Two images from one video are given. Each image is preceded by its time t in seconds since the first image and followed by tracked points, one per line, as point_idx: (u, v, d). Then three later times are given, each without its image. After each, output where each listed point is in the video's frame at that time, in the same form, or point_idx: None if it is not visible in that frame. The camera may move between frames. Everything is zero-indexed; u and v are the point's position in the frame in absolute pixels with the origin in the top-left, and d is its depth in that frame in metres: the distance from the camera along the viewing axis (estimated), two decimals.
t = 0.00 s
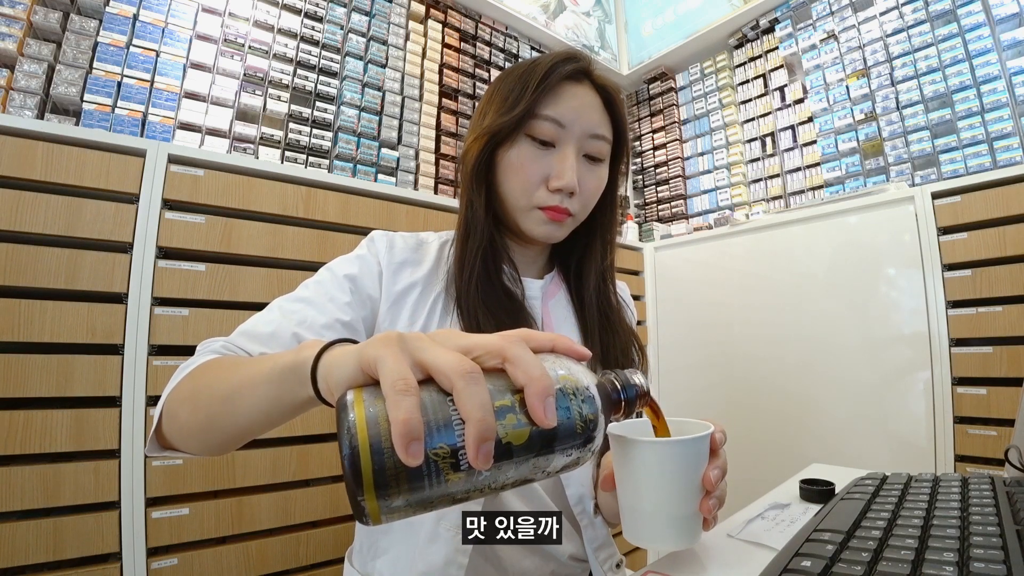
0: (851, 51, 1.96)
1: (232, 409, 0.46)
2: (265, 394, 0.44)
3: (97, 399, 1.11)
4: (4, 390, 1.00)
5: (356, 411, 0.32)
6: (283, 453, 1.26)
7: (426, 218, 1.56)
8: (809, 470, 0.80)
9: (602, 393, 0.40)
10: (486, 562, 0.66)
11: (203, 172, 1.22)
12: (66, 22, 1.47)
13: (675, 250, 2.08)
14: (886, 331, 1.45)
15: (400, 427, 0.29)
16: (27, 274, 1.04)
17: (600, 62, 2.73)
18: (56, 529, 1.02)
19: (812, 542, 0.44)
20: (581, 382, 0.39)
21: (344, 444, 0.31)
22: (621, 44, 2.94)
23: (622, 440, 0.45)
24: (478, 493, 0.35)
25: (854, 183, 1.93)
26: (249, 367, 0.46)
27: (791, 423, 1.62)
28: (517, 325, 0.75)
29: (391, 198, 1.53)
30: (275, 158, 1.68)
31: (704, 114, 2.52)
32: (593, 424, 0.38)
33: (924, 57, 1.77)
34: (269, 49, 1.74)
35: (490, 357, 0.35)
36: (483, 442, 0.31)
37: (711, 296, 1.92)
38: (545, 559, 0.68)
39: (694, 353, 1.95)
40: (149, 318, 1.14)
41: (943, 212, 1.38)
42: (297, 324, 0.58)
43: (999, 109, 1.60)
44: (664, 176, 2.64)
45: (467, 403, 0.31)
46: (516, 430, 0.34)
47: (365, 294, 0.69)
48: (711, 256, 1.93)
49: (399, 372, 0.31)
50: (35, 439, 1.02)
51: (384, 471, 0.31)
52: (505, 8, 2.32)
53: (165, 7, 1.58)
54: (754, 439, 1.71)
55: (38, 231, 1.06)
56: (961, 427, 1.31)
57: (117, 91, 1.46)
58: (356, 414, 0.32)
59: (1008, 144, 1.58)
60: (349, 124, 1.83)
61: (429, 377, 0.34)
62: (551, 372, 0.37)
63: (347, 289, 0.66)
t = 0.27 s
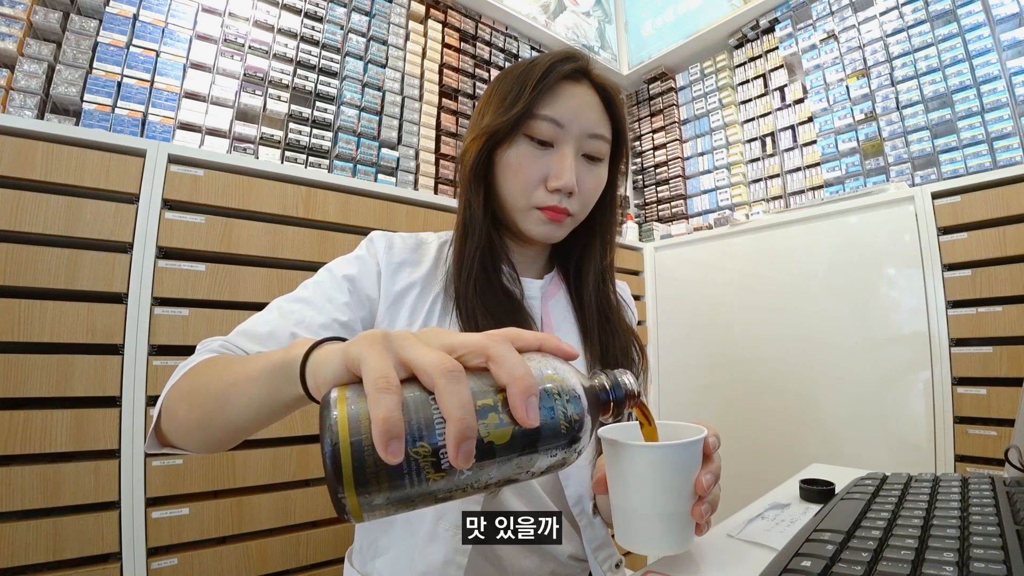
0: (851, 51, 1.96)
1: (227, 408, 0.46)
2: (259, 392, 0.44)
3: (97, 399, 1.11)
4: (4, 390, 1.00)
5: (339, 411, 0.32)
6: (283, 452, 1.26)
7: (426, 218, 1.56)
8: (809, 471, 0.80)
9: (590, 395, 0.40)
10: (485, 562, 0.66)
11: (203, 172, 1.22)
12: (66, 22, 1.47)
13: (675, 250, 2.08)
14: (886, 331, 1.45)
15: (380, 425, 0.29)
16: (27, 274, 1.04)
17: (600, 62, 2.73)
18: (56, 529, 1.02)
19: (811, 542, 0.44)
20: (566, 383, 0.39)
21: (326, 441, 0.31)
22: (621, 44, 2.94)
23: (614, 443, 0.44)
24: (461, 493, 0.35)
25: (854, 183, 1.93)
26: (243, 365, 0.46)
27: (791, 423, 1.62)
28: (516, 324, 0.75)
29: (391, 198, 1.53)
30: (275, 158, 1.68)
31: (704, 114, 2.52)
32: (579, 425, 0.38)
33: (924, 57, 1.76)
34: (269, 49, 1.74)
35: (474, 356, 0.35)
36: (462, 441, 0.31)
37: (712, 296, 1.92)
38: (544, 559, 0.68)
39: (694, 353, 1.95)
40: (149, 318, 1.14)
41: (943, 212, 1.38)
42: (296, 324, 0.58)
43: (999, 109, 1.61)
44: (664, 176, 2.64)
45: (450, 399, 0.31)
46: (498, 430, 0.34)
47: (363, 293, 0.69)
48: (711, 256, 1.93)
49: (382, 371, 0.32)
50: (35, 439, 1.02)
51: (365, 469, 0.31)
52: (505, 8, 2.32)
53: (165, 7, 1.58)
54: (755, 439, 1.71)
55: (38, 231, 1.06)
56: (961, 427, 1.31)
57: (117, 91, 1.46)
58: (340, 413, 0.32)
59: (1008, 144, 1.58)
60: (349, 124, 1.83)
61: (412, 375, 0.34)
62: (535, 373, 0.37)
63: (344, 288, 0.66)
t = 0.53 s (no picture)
0: (851, 51, 1.96)
1: (225, 405, 0.46)
2: (255, 391, 0.44)
3: (97, 399, 1.11)
4: (4, 390, 1.00)
5: (330, 410, 0.32)
6: (283, 452, 1.26)
7: (426, 218, 1.56)
8: (809, 471, 0.80)
9: (584, 396, 0.40)
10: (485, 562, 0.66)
11: (203, 172, 1.22)
12: (66, 22, 1.47)
13: (675, 250, 2.09)
14: (886, 331, 1.45)
15: (370, 423, 0.29)
16: (27, 274, 1.04)
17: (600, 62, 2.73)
18: (56, 529, 1.02)
19: (811, 542, 0.44)
20: (561, 383, 0.39)
21: (316, 440, 0.31)
22: (621, 44, 2.93)
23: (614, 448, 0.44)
24: (452, 494, 0.35)
25: (854, 183, 1.93)
26: (241, 363, 0.46)
27: (791, 423, 1.62)
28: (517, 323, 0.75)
29: (391, 198, 1.53)
30: (275, 158, 1.68)
31: (704, 114, 2.52)
32: (573, 426, 0.38)
33: (924, 57, 1.77)
34: (269, 49, 1.74)
35: (467, 356, 0.35)
36: (452, 440, 0.31)
37: (712, 296, 1.92)
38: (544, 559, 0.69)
39: (694, 353, 1.95)
40: (149, 318, 1.14)
41: (943, 212, 1.38)
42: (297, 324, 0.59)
43: (999, 109, 1.60)
44: (664, 176, 2.64)
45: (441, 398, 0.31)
46: (490, 430, 0.34)
47: (364, 294, 0.69)
48: (711, 256, 1.93)
49: (373, 370, 0.32)
50: (35, 439, 1.02)
51: (355, 468, 0.31)
52: (505, 8, 2.32)
53: (165, 7, 1.58)
54: (755, 439, 1.71)
55: (38, 231, 1.06)
56: (961, 427, 1.31)
57: (117, 91, 1.46)
58: (331, 412, 0.32)
59: (1008, 144, 1.58)
60: (349, 124, 1.83)
61: (404, 374, 0.34)
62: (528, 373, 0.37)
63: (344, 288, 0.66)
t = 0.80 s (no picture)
0: (851, 51, 1.96)
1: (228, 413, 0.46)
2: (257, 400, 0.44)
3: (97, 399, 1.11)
4: (4, 390, 1.00)
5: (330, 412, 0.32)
6: (283, 452, 1.26)
7: (426, 218, 1.56)
8: (810, 471, 0.79)
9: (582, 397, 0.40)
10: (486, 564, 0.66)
11: (203, 172, 1.22)
12: (66, 22, 1.47)
13: (675, 250, 2.09)
14: (886, 331, 1.45)
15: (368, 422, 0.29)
16: (27, 274, 1.04)
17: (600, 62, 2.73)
18: (56, 529, 1.02)
19: (811, 542, 0.45)
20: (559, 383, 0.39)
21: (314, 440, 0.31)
22: (621, 44, 2.93)
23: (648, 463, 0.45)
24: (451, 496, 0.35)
25: (854, 183, 1.93)
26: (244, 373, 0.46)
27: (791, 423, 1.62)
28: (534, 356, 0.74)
29: (391, 199, 1.53)
30: (275, 158, 1.68)
31: (704, 114, 2.52)
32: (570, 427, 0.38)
33: (924, 57, 1.76)
34: (269, 49, 1.74)
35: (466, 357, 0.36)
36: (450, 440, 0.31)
37: (711, 296, 1.92)
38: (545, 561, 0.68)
39: (694, 353, 1.95)
40: (149, 318, 1.14)
41: (943, 212, 1.38)
42: (369, 364, 0.52)
43: (999, 109, 1.60)
44: (664, 176, 2.64)
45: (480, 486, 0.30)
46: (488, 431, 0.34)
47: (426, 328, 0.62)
48: (711, 256, 1.93)
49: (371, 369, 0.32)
50: (35, 439, 1.02)
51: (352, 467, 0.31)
52: (505, 8, 2.32)
53: (165, 7, 1.58)
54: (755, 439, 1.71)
55: (37, 231, 1.05)
56: (961, 427, 1.31)
57: (117, 91, 1.46)
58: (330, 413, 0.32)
59: (1008, 144, 1.58)
60: (349, 124, 1.83)
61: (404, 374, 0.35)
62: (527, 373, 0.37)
63: (398, 321, 0.57)
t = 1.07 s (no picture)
0: (852, 51, 1.96)
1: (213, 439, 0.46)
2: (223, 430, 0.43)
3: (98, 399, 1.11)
4: (4, 390, 1.00)
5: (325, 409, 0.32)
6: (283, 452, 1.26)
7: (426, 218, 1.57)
8: (810, 471, 0.79)
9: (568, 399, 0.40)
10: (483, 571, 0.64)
11: (203, 172, 1.22)
12: (66, 22, 1.47)
13: (675, 250, 2.09)
14: (886, 331, 1.45)
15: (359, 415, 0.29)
16: (26, 274, 1.04)
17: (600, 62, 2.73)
18: (56, 529, 1.02)
19: (812, 542, 0.44)
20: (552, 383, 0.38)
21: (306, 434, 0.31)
22: (621, 44, 2.93)
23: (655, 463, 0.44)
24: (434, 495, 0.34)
25: (854, 183, 1.93)
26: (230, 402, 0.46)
27: (790, 422, 1.62)
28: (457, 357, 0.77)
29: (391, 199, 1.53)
30: (275, 158, 1.68)
31: (704, 114, 2.52)
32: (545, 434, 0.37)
33: (924, 57, 1.77)
34: (269, 49, 1.74)
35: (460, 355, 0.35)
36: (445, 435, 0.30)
37: (711, 296, 1.92)
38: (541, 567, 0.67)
39: (694, 353, 1.95)
40: (149, 318, 1.14)
41: (943, 211, 1.38)
42: (290, 375, 0.53)
43: (999, 109, 1.60)
44: (664, 176, 2.64)
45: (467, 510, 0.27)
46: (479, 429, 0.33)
47: (344, 341, 0.64)
48: (711, 256, 1.93)
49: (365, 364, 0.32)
50: (35, 439, 1.02)
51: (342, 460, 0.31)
52: (505, 7, 2.32)
53: (165, 7, 1.58)
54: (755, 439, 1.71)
55: (37, 231, 1.05)
56: (961, 427, 1.31)
57: (117, 91, 1.46)
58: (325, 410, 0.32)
59: (1008, 144, 1.58)
60: (349, 124, 1.83)
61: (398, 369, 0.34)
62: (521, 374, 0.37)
63: (313, 331, 0.60)
